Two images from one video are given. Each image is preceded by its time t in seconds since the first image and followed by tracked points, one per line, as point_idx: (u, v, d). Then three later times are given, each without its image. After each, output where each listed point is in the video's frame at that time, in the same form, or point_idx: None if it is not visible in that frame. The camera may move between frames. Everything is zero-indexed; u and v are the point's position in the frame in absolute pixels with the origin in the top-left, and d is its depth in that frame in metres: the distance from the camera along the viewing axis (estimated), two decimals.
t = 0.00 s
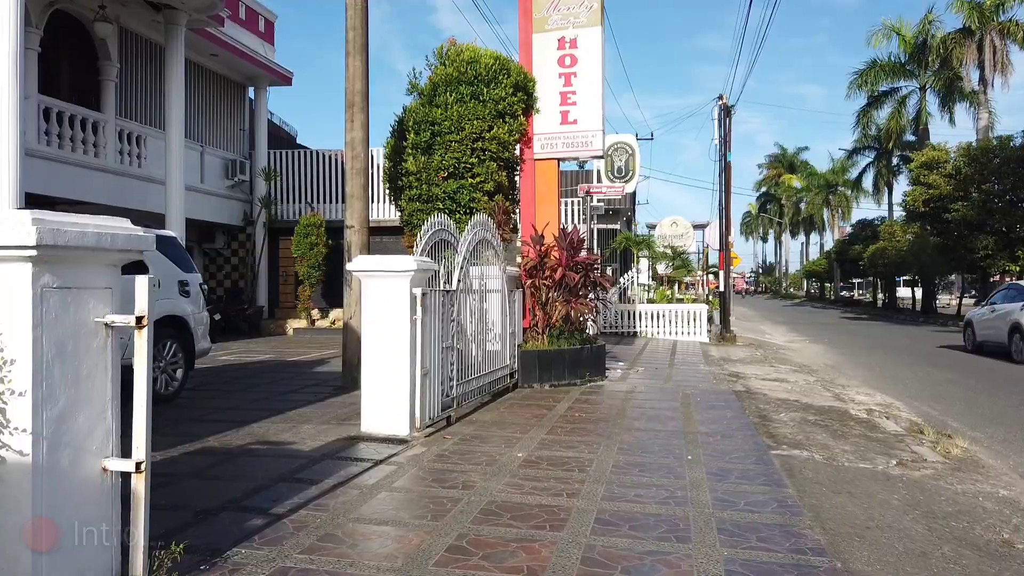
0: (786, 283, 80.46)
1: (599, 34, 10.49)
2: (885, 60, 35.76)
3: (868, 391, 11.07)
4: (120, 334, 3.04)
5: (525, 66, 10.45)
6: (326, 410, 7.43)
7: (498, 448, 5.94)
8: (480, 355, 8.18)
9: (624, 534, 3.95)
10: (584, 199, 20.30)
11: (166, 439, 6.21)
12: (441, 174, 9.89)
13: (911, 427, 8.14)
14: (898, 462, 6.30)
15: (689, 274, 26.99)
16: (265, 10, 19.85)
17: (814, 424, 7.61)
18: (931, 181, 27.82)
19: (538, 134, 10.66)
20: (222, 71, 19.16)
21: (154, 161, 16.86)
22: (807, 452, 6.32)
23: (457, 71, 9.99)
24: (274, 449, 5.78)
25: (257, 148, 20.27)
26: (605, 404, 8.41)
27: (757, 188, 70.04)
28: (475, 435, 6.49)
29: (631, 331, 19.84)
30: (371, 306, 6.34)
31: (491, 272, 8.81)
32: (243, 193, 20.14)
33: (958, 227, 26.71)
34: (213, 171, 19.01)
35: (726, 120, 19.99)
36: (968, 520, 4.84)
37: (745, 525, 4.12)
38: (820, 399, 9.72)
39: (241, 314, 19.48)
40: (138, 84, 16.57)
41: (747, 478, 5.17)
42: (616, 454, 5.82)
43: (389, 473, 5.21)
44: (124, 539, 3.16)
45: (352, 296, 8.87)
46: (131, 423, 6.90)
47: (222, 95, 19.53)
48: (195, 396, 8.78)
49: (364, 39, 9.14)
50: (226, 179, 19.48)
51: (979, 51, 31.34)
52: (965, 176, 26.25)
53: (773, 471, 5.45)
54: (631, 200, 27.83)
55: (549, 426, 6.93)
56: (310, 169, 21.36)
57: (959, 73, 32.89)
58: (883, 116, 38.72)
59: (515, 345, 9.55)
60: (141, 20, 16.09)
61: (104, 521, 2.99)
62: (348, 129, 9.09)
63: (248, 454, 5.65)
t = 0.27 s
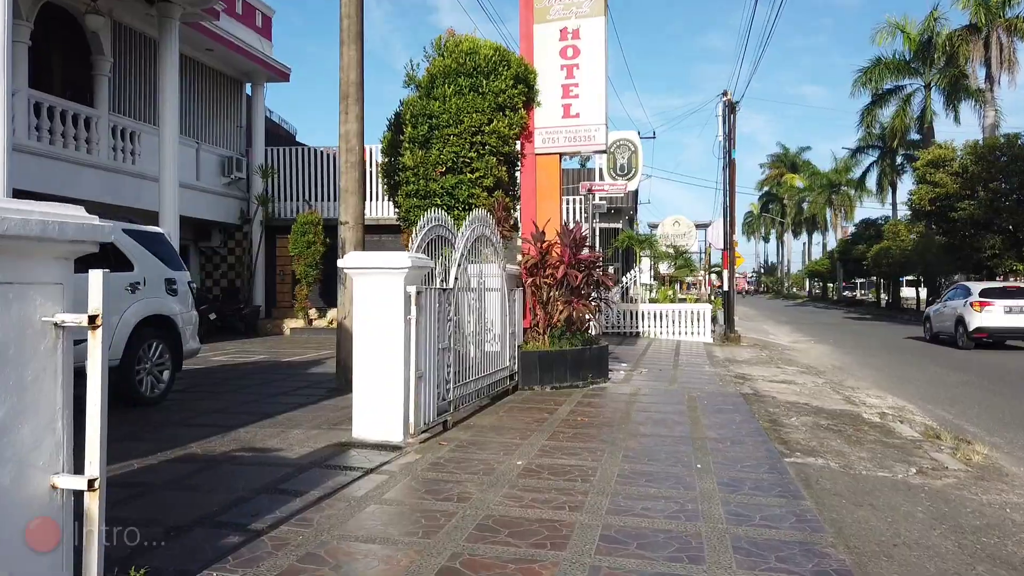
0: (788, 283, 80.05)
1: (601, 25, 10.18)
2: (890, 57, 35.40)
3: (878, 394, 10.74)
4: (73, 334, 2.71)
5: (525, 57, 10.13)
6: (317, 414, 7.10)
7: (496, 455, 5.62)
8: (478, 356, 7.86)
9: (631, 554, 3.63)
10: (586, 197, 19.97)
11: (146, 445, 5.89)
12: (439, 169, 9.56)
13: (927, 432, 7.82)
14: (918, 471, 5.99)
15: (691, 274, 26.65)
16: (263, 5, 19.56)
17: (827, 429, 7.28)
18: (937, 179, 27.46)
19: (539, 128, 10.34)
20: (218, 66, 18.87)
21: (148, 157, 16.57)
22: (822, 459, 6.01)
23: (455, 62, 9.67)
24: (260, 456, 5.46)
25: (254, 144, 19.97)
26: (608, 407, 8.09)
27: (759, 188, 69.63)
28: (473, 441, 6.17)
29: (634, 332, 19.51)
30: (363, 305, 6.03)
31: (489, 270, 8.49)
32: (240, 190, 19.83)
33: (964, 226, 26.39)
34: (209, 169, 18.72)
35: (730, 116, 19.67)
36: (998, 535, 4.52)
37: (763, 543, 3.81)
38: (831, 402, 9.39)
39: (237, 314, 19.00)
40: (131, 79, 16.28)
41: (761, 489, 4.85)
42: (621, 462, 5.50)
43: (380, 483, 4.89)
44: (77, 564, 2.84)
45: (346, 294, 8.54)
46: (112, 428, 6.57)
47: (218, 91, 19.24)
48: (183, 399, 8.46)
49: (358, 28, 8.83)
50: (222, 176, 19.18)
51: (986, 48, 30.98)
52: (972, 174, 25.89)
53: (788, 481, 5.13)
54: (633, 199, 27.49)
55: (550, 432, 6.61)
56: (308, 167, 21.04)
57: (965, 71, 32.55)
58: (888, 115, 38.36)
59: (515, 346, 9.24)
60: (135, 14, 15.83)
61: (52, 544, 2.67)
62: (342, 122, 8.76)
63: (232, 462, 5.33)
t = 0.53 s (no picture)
0: (788, 283, 79.79)
1: (600, 20, 9.91)
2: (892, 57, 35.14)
3: (884, 399, 10.47)
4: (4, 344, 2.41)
5: (522, 52, 9.85)
6: (304, 422, 6.83)
7: (487, 466, 5.34)
8: (472, 361, 7.58)
9: None
10: (586, 197, 19.70)
11: (120, 455, 5.61)
12: (433, 167, 9.28)
13: (937, 440, 7.54)
14: (930, 482, 5.71)
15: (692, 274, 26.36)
16: (258, 2, 19.30)
17: (833, 437, 7.01)
18: (940, 179, 27.20)
19: (536, 125, 10.06)
20: (211, 64, 18.62)
21: (140, 157, 16.29)
22: (830, 470, 5.73)
23: (449, 58, 9.39)
24: (238, 468, 5.18)
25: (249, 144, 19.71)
26: (606, 413, 7.82)
27: (760, 188, 69.33)
28: (464, 450, 5.89)
29: (634, 334, 19.25)
30: (349, 309, 5.75)
31: (484, 271, 8.22)
32: (234, 190, 19.57)
33: (968, 227, 26.11)
34: (203, 168, 18.46)
35: (732, 115, 19.43)
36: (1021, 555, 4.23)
37: (771, 566, 3.54)
38: (836, 408, 9.11)
39: (231, 315, 18.77)
40: (122, 77, 16.00)
41: (766, 505, 4.58)
42: (619, 474, 5.22)
43: (362, 498, 4.61)
44: None
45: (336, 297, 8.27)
46: (88, 436, 6.30)
47: (212, 90, 18.98)
48: (166, 404, 8.18)
49: (349, 21, 8.55)
50: (216, 176, 18.92)
51: (989, 47, 30.71)
52: (976, 173, 25.63)
53: (795, 495, 4.85)
54: (633, 199, 27.22)
55: (545, 441, 6.34)
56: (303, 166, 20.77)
57: (968, 70, 32.27)
58: (890, 114, 38.09)
59: (511, 349, 8.95)
60: (126, 11, 15.55)
61: None
62: (332, 118, 8.49)
63: (208, 474, 5.05)
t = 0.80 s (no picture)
0: (788, 283, 79.48)
1: (594, 9, 9.58)
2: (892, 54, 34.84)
3: (887, 401, 10.14)
4: None
5: (513, 44, 9.53)
6: (281, 428, 6.50)
7: (469, 477, 5.01)
8: (459, 364, 7.25)
9: None
10: (582, 195, 19.37)
11: (82, 465, 5.29)
12: (420, 162, 8.95)
13: (945, 446, 7.20)
14: (941, 492, 5.38)
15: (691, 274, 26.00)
16: None
17: (837, 444, 6.68)
18: (942, 177, 26.86)
19: (528, 119, 9.73)
20: (201, 61, 18.30)
21: (127, 155, 15.96)
22: (834, 480, 5.40)
23: (438, 49, 9.07)
24: (204, 479, 4.86)
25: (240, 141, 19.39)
26: (600, 418, 7.49)
27: (759, 188, 68.98)
28: (447, 459, 5.55)
29: (631, 334, 18.92)
30: (324, 309, 5.43)
31: (472, 269, 7.90)
32: (225, 189, 19.26)
33: (970, 226, 25.76)
34: (192, 166, 18.13)
35: (731, 112, 19.11)
36: None
37: None
38: (839, 411, 8.77)
39: (221, 316, 18.44)
40: (108, 73, 15.68)
41: (768, 519, 4.25)
42: (609, 485, 4.89)
43: (333, 512, 4.29)
44: None
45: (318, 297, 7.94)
46: (52, 444, 5.97)
47: (202, 87, 18.66)
48: (142, 409, 7.85)
49: (332, 9, 8.21)
50: (206, 174, 18.61)
51: (991, 44, 30.39)
52: (978, 171, 25.30)
53: (798, 509, 4.52)
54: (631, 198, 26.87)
55: (533, 448, 6.00)
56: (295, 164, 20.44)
57: (969, 67, 31.95)
58: (890, 113, 37.77)
59: (502, 352, 8.63)
60: (112, 5, 15.22)
61: None
62: (315, 112, 8.15)
63: (170, 486, 4.72)
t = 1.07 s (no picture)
0: (788, 282, 79.21)
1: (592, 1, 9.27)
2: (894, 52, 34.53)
3: (895, 405, 9.84)
4: None
5: (508, 37, 9.23)
6: (264, 437, 6.19)
7: (458, 492, 4.71)
8: (451, 368, 6.95)
9: None
10: (582, 194, 19.08)
11: (50, 476, 4.99)
12: (413, 159, 8.64)
13: (959, 454, 6.90)
14: (959, 506, 5.08)
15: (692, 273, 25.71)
16: None
17: (846, 452, 6.38)
18: (946, 176, 26.55)
19: (524, 115, 9.43)
20: (193, 57, 17.99)
21: (118, 153, 15.66)
22: (846, 494, 5.10)
23: (431, 42, 8.77)
24: (175, 495, 4.56)
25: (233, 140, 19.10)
26: (598, 424, 7.19)
27: (760, 187, 68.70)
28: (436, 471, 5.24)
29: (631, 335, 18.62)
30: (305, 313, 5.12)
31: (465, 269, 7.59)
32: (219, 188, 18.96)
33: (974, 225, 25.50)
34: (185, 165, 17.83)
35: (732, 109, 18.80)
36: None
37: None
38: (847, 417, 8.47)
39: (215, 317, 18.14)
40: (98, 70, 15.37)
41: (778, 541, 3.94)
42: (608, 501, 4.59)
43: (310, 532, 3.98)
44: None
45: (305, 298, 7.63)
46: (23, 454, 5.68)
47: (195, 84, 18.35)
48: (124, 415, 7.56)
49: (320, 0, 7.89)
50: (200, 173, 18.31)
51: (994, 41, 30.07)
52: (982, 170, 24.99)
53: (810, 527, 4.22)
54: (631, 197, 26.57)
55: (527, 459, 5.70)
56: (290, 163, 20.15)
57: (973, 65, 31.63)
58: (892, 111, 37.46)
59: (497, 355, 8.33)
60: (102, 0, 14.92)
61: None
62: (302, 107, 7.82)
63: (138, 502, 4.42)
